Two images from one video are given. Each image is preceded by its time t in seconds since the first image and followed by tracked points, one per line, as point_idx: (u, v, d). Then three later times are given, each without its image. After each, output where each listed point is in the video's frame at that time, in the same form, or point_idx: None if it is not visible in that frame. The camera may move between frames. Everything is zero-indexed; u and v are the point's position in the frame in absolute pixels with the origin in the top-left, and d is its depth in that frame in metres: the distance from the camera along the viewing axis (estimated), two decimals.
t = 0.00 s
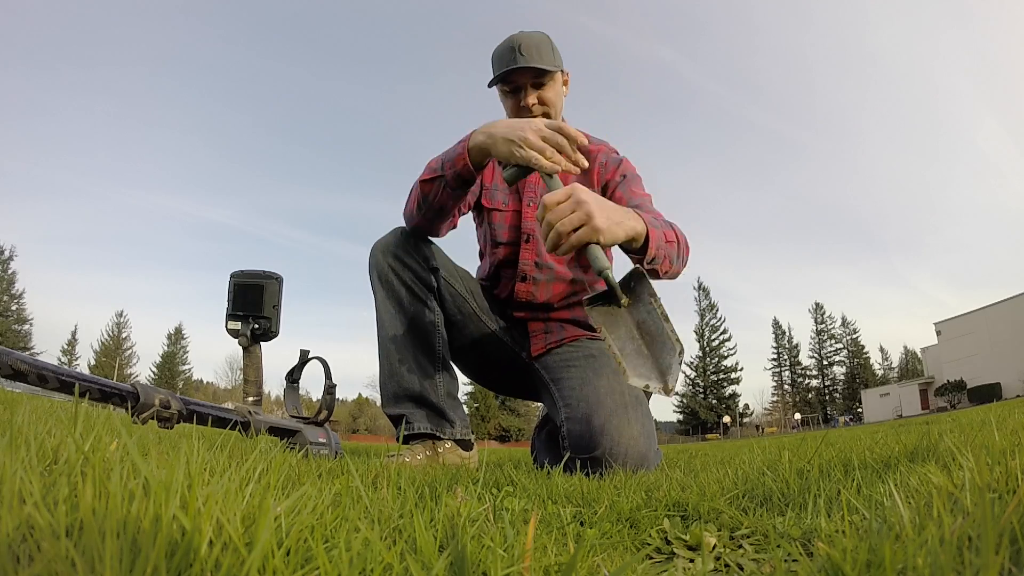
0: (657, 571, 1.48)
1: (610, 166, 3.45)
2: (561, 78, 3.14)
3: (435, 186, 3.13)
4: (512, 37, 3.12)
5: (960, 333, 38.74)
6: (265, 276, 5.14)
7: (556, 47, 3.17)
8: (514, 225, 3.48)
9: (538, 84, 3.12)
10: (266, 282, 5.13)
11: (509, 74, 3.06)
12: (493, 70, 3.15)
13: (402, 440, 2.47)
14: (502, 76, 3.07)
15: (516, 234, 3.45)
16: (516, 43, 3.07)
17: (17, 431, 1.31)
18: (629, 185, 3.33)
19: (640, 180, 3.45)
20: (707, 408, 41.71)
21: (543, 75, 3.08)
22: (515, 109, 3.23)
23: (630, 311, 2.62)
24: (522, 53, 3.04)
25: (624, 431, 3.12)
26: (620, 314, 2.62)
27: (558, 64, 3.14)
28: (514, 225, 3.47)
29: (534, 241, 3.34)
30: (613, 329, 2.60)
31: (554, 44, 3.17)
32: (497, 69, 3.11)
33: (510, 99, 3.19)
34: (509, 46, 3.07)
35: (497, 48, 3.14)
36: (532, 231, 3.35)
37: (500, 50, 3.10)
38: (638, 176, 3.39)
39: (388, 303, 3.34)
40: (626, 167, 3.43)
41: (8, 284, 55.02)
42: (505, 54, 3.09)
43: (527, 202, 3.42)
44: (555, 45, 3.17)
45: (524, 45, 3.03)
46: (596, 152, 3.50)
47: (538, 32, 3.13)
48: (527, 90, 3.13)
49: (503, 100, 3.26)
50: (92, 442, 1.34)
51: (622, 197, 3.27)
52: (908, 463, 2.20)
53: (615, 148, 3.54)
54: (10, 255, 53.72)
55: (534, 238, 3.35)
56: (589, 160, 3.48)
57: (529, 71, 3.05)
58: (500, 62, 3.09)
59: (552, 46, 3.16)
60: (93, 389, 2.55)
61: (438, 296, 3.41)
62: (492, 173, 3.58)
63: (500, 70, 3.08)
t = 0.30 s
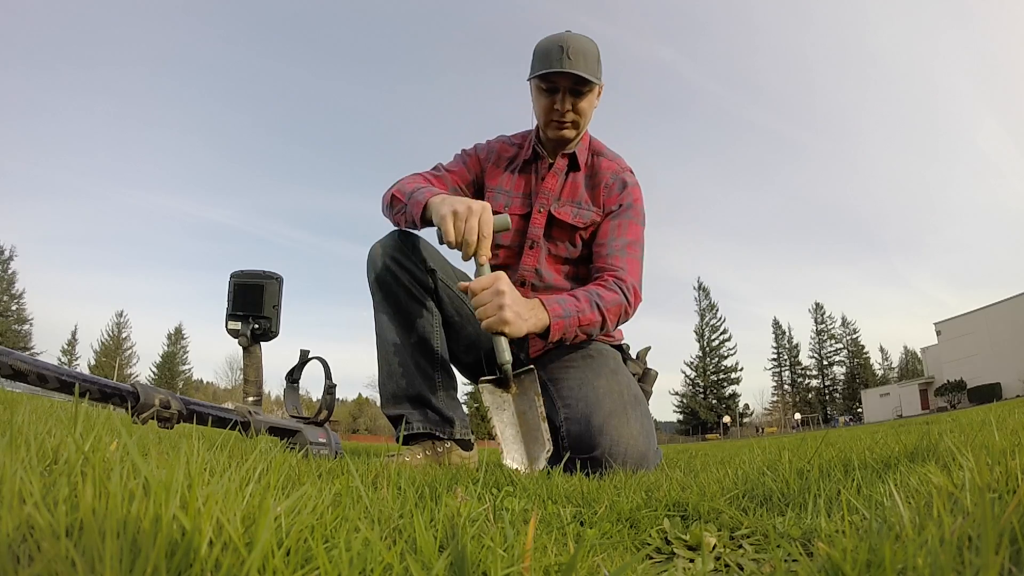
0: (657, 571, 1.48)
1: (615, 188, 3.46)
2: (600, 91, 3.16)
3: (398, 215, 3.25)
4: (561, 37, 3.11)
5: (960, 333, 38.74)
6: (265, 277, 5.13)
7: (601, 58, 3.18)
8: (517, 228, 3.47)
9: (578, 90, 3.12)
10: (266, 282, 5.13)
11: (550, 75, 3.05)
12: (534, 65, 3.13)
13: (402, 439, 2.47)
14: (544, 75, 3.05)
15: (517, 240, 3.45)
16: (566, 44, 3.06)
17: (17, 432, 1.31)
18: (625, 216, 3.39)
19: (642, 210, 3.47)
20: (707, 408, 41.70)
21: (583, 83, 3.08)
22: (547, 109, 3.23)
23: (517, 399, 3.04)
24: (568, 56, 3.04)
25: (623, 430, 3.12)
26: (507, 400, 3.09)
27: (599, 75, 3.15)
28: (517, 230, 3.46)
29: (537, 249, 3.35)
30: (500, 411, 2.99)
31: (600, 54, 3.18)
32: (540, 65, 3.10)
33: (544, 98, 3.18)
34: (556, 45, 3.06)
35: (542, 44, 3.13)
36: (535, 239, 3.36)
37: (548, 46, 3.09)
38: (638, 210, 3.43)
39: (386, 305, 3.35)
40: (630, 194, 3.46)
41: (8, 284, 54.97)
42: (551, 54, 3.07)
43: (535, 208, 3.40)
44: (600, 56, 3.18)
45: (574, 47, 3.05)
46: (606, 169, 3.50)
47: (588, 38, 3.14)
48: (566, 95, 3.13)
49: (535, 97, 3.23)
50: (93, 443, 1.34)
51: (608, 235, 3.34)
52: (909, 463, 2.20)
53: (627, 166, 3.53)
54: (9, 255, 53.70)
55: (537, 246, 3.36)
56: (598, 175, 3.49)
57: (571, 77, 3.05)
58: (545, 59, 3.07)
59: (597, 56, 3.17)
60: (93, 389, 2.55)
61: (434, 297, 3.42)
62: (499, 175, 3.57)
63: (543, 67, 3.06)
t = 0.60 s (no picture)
0: (656, 571, 1.48)
1: (621, 192, 3.46)
2: (610, 95, 3.15)
3: (403, 223, 3.24)
4: (574, 35, 3.10)
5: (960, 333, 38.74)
6: (265, 277, 5.13)
7: (614, 60, 3.17)
8: (518, 230, 3.47)
9: (588, 92, 3.11)
10: (266, 282, 5.13)
11: (561, 74, 3.04)
12: (545, 63, 3.12)
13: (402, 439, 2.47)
14: (555, 75, 3.04)
15: (519, 242, 3.45)
16: (578, 44, 3.05)
17: (17, 432, 1.31)
18: (629, 223, 3.39)
19: (646, 215, 3.48)
20: (707, 408, 41.71)
21: (594, 86, 3.07)
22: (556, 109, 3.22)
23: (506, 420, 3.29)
24: (580, 57, 3.03)
25: (623, 430, 3.12)
26: (497, 420, 3.26)
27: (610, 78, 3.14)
28: (518, 232, 3.47)
29: (539, 253, 3.36)
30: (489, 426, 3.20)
31: (613, 57, 3.18)
32: (551, 63, 3.08)
33: (553, 97, 3.17)
34: (568, 44, 3.05)
35: (555, 41, 3.12)
36: (537, 242, 3.37)
37: (560, 42, 3.09)
38: (642, 216, 3.44)
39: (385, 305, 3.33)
40: (635, 199, 3.46)
41: (8, 284, 54.98)
42: (562, 53, 3.06)
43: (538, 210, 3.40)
44: (614, 58, 3.17)
45: (587, 45, 3.05)
46: (611, 172, 3.49)
47: (602, 39, 3.13)
48: (575, 96, 3.12)
49: (545, 96, 3.22)
50: (93, 443, 1.34)
51: (611, 242, 3.35)
52: (908, 462, 2.20)
53: (634, 170, 3.52)
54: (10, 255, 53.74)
55: (539, 250, 3.36)
56: (603, 179, 3.48)
57: (582, 79, 3.04)
58: (556, 57, 3.06)
59: (611, 58, 3.17)
60: (93, 389, 2.55)
61: (434, 298, 3.43)
62: (502, 175, 3.57)
63: (554, 66, 3.05)
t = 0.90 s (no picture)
0: (656, 570, 1.48)
1: (622, 193, 3.46)
2: (610, 94, 3.15)
3: (405, 220, 3.25)
4: (574, 35, 3.10)
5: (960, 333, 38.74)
6: (265, 277, 5.13)
7: (615, 59, 3.17)
8: (518, 230, 3.47)
9: (587, 92, 3.11)
10: (266, 282, 5.13)
11: (561, 74, 3.04)
12: (545, 62, 3.12)
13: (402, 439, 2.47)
14: (554, 74, 3.04)
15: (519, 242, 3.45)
16: (578, 43, 3.06)
17: (16, 432, 1.30)
18: (630, 223, 3.40)
19: (647, 216, 3.48)
20: (708, 408, 41.71)
21: (593, 85, 3.07)
22: (555, 108, 3.22)
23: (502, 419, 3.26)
24: (580, 57, 3.03)
25: (623, 430, 3.12)
26: (494, 418, 3.24)
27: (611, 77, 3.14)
28: (518, 232, 3.47)
29: (539, 253, 3.36)
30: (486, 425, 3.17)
31: (614, 56, 3.18)
32: (551, 63, 3.09)
33: (553, 96, 3.17)
34: (568, 44, 3.06)
35: (555, 40, 3.12)
36: (537, 243, 3.37)
37: (560, 42, 3.10)
38: (643, 216, 3.44)
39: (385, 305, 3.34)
40: (636, 199, 3.46)
41: (8, 284, 54.96)
42: (561, 52, 3.06)
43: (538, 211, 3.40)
44: (614, 58, 3.17)
45: (586, 44, 3.06)
46: (612, 172, 3.50)
47: (603, 38, 3.13)
48: (575, 96, 3.12)
49: (544, 95, 3.22)
50: (93, 442, 1.34)
51: (612, 243, 3.35)
52: (908, 462, 2.20)
53: (635, 170, 3.52)
54: (10, 255, 53.73)
55: (539, 250, 3.36)
56: (604, 179, 3.48)
57: (581, 78, 3.04)
58: (556, 56, 3.06)
59: (611, 58, 3.17)
60: (94, 389, 2.55)
61: (434, 297, 3.43)
62: (502, 174, 3.57)
63: (554, 66, 3.05)
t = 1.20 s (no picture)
0: (656, 571, 1.48)
1: (618, 192, 3.45)
2: (603, 92, 3.15)
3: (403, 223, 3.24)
4: (567, 33, 3.10)
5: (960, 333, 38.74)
6: (265, 276, 5.14)
7: (608, 57, 3.17)
8: (515, 231, 3.48)
9: (580, 90, 3.11)
10: (266, 282, 5.13)
11: (553, 73, 3.04)
12: (538, 61, 3.12)
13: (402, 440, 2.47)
14: (547, 73, 3.04)
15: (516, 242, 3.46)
16: (570, 42, 3.06)
17: (16, 432, 1.30)
18: (626, 223, 3.39)
19: (643, 215, 3.47)
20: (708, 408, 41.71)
21: (587, 84, 3.07)
22: (549, 107, 3.22)
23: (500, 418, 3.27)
24: (572, 55, 3.03)
25: (623, 430, 3.12)
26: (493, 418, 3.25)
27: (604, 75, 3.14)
28: (515, 233, 3.48)
29: (535, 254, 3.36)
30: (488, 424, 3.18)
31: (607, 54, 3.18)
32: (543, 62, 3.09)
33: (546, 95, 3.16)
34: (560, 42, 3.06)
35: (547, 39, 3.12)
36: (533, 244, 3.37)
37: (552, 41, 3.10)
38: (640, 216, 3.44)
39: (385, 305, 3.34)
40: (633, 198, 3.46)
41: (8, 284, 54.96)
42: (554, 51, 3.06)
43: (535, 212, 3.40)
44: (607, 56, 3.17)
45: (578, 43, 3.06)
46: (608, 172, 3.49)
47: (595, 36, 3.13)
48: (568, 95, 3.12)
49: (537, 94, 3.22)
50: (92, 442, 1.33)
51: (608, 243, 3.35)
52: (908, 462, 2.20)
53: (631, 169, 3.52)
54: (10, 255, 53.77)
55: (535, 251, 3.36)
56: (600, 179, 3.48)
57: (574, 77, 3.03)
58: (548, 55, 3.06)
59: (604, 56, 3.17)
60: (93, 389, 2.55)
61: (433, 298, 3.43)
62: (498, 174, 3.57)
63: (546, 64, 3.05)
